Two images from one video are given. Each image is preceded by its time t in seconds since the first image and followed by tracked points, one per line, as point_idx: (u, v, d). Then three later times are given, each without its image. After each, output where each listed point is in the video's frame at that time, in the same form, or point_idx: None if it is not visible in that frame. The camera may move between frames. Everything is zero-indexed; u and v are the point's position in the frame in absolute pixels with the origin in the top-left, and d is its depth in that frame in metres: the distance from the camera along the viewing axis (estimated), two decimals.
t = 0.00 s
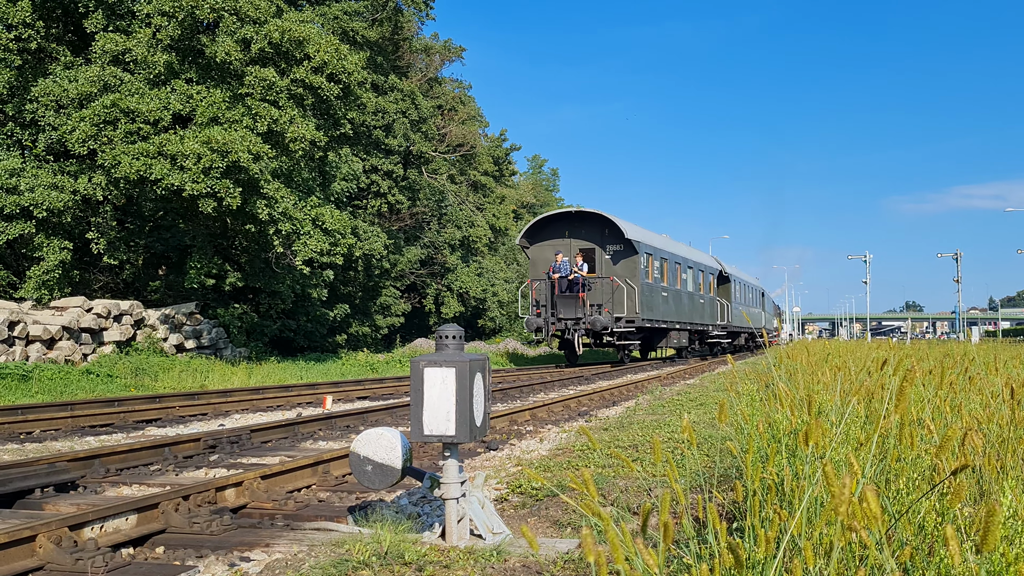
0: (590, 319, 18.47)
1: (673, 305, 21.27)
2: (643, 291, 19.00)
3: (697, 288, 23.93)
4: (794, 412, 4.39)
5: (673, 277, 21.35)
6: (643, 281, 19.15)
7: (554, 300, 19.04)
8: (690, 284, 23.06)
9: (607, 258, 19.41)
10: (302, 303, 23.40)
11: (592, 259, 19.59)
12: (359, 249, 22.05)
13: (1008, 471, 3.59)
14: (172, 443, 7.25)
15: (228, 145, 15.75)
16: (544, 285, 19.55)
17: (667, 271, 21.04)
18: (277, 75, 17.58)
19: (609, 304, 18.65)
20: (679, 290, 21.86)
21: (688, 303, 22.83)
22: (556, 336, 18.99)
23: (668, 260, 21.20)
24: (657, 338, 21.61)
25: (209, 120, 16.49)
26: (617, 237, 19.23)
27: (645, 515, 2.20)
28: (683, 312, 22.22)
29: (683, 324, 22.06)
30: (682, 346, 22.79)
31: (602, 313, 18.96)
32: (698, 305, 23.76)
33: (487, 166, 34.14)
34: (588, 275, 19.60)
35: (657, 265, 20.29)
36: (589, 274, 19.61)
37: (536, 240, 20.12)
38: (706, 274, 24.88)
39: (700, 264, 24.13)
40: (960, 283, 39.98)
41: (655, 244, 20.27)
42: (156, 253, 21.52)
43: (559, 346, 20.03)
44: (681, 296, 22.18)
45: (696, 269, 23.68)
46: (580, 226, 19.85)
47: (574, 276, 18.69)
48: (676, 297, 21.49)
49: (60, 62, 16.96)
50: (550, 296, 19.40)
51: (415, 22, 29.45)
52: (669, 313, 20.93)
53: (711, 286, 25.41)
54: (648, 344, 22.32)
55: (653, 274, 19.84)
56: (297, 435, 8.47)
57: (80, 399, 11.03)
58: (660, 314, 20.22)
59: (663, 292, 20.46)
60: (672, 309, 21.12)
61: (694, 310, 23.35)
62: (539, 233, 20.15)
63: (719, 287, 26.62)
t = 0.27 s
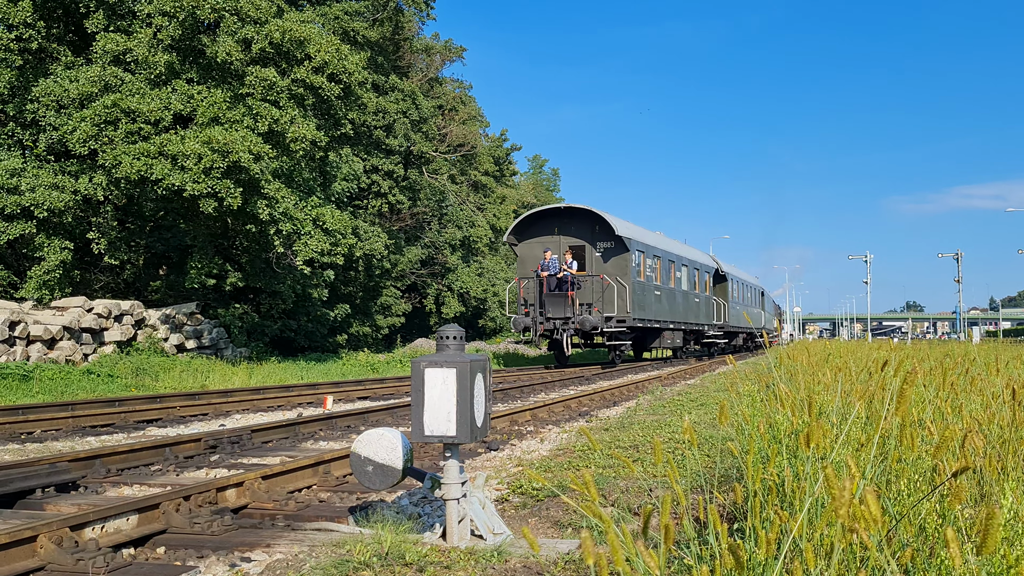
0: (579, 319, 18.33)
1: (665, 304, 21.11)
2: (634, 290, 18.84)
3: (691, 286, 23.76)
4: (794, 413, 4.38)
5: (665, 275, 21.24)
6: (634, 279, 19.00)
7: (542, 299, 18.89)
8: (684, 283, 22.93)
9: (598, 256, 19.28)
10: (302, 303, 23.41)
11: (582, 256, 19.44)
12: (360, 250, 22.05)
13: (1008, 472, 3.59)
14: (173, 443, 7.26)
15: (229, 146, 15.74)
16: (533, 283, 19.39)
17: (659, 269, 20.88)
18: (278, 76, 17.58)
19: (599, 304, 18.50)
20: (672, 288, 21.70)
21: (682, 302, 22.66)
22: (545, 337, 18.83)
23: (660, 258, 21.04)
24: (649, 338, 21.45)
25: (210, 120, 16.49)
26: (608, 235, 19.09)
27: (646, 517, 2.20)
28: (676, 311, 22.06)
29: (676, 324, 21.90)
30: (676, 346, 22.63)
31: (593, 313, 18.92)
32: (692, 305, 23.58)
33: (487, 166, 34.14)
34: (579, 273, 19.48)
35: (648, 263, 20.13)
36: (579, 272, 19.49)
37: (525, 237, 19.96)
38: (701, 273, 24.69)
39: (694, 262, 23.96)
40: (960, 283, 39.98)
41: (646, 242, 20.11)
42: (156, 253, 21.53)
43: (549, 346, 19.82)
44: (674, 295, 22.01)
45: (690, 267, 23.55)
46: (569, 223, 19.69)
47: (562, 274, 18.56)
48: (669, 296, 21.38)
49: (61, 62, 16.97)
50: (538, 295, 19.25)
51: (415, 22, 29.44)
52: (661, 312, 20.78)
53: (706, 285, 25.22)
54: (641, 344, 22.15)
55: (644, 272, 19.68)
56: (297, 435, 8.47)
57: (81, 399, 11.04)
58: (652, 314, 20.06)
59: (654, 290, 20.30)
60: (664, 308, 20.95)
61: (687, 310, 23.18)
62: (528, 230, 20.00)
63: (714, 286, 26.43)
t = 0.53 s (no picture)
0: (567, 318, 18.02)
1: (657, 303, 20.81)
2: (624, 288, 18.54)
3: (685, 285, 23.48)
4: (795, 413, 4.37)
5: (657, 274, 20.93)
6: (625, 276, 18.70)
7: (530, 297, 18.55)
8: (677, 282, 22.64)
9: (587, 253, 18.98)
10: (303, 303, 23.40)
11: (572, 253, 19.14)
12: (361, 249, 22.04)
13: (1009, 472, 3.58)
14: (174, 443, 7.26)
15: (230, 146, 15.75)
16: (521, 281, 19.08)
17: (650, 266, 20.58)
18: (278, 76, 17.59)
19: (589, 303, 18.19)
20: (664, 287, 21.41)
21: (675, 300, 22.37)
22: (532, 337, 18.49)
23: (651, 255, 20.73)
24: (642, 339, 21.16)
25: (211, 120, 16.49)
26: (598, 232, 18.81)
27: (648, 517, 2.20)
28: (669, 311, 21.76)
29: (668, 323, 21.64)
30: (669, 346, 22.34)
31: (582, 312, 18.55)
32: (686, 304, 23.30)
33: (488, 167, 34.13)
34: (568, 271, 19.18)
35: (640, 260, 19.83)
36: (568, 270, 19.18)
37: (513, 234, 19.64)
38: (695, 271, 24.38)
39: (687, 260, 23.67)
40: (961, 283, 39.94)
41: (637, 239, 19.81)
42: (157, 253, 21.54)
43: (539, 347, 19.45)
44: (667, 293, 21.71)
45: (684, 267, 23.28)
46: (559, 219, 19.41)
47: (550, 273, 18.22)
48: (661, 296, 21.08)
49: (62, 63, 16.95)
50: (526, 294, 18.93)
51: (416, 22, 29.45)
52: (653, 311, 20.48)
53: (700, 283, 24.93)
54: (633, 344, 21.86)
55: (635, 270, 19.38)
56: (298, 435, 8.47)
57: (82, 399, 11.06)
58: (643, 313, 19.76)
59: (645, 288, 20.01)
60: (656, 307, 20.66)
61: (681, 309, 22.89)
62: (516, 226, 19.68)
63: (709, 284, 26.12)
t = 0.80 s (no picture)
0: (556, 318, 17.45)
1: (649, 302, 20.28)
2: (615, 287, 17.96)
3: (679, 283, 22.97)
4: (796, 413, 4.36)
5: (649, 272, 20.36)
6: (616, 275, 18.12)
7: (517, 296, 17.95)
8: (671, 280, 22.12)
9: (577, 250, 18.35)
10: (304, 303, 23.41)
11: (561, 251, 18.52)
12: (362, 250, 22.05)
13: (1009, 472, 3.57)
14: (174, 443, 7.26)
15: (231, 146, 15.77)
16: (508, 280, 18.50)
17: (642, 265, 20.01)
18: (279, 76, 17.60)
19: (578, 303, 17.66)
20: (656, 286, 20.87)
21: (669, 300, 21.84)
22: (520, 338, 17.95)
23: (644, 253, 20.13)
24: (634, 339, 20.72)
25: (212, 121, 16.49)
26: (587, 228, 18.15)
27: (648, 517, 2.20)
28: (662, 310, 21.25)
29: (662, 323, 21.15)
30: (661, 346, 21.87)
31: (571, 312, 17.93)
32: (680, 303, 22.80)
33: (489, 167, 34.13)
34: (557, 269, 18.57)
35: (631, 258, 19.23)
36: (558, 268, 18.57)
37: (501, 231, 19.07)
38: (689, 268, 23.85)
39: (681, 258, 23.12)
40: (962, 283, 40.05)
41: (629, 236, 19.21)
42: (158, 254, 21.57)
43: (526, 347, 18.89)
44: (660, 292, 21.17)
45: (679, 264, 22.77)
46: (548, 216, 18.78)
47: (539, 271, 17.55)
48: (654, 294, 20.53)
49: (63, 63, 16.96)
50: (513, 292, 18.32)
51: (416, 22, 29.48)
52: (645, 311, 19.95)
53: (695, 282, 24.42)
54: (626, 344, 21.42)
55: (626, 268, 18.80)
56: (299, 435, 8.47)
57: (83, 399, 11.07)
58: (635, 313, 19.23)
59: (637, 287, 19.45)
60: (648, 306, 20.13)
61: (675, 309, 22.40)
62: (504, 222, 19.09)
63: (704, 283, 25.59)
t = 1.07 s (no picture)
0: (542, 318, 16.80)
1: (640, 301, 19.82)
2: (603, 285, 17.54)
3: (672, 282, 22.56)
4: (796, 413, 4.35)
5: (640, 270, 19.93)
6: (604, 272, 17.70)
7: (502, 294, 17.40)
8: (663, 278, 21.71)
9: (564, 247, 17.95)
10: (304, 303, 23.40)
11: (549, 247, 18.13)
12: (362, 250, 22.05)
13: (1009, 471, 3.56)
14: (175, 444, 7.26)
15: (232, 146, 15.77)
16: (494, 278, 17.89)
17: (632, 262, 19.59)
18: (279, 76, 17.61)
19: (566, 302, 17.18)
20: (647, 284, 20.44)
21: (661, 298, 21.42)
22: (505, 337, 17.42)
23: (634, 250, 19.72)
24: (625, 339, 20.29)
25: (212, 121, 16.46)
26: (575, 224, 17.77)
27: (647, 517, 2.21)
28: (654, 309, 20.82)
29: (653, 322, 20.75)
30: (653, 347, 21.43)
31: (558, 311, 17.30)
32: (673, 302, 22.38)
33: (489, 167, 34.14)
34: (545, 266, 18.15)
35: (621, 255, 18.82)
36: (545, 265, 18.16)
37: (487, 227, 18.70)
38: (683, 266, 23.42)
39: (674, 256, 22.68)
40: (962, 283, 40.11)
41: (619, 233, 18.80)
42: (158, 254, 21.57)
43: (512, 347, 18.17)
44: (652, 291, 20.74)
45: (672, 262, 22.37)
46: (535, 211, 18.41)
47: (525, 267, 16.97)
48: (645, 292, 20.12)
49: (63, 63, 16.96)
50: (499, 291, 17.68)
51: (416, 22, 29.50)
52: (636, 310, 19.51)
53: (689, 280, 24.01)
54: (617, 344, 21.00)
55: (615, 266, 18.38)
56: (299, 435, 8.47)
57: (84, 400, 11.08)
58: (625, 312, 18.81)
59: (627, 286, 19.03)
60: (639, 305, 19.68)
61: (668, 308, 21.98)
62: (490, 218, 18.72)
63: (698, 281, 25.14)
